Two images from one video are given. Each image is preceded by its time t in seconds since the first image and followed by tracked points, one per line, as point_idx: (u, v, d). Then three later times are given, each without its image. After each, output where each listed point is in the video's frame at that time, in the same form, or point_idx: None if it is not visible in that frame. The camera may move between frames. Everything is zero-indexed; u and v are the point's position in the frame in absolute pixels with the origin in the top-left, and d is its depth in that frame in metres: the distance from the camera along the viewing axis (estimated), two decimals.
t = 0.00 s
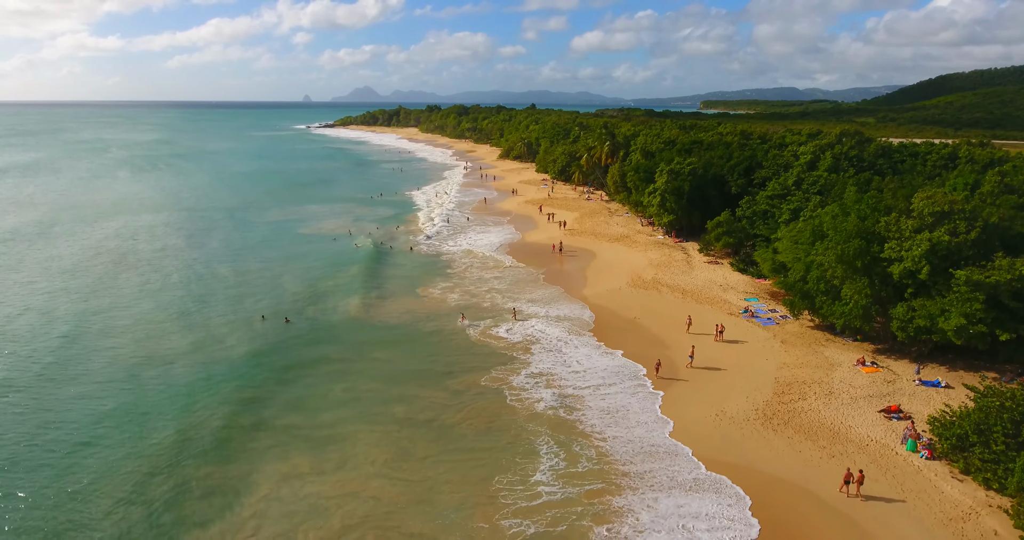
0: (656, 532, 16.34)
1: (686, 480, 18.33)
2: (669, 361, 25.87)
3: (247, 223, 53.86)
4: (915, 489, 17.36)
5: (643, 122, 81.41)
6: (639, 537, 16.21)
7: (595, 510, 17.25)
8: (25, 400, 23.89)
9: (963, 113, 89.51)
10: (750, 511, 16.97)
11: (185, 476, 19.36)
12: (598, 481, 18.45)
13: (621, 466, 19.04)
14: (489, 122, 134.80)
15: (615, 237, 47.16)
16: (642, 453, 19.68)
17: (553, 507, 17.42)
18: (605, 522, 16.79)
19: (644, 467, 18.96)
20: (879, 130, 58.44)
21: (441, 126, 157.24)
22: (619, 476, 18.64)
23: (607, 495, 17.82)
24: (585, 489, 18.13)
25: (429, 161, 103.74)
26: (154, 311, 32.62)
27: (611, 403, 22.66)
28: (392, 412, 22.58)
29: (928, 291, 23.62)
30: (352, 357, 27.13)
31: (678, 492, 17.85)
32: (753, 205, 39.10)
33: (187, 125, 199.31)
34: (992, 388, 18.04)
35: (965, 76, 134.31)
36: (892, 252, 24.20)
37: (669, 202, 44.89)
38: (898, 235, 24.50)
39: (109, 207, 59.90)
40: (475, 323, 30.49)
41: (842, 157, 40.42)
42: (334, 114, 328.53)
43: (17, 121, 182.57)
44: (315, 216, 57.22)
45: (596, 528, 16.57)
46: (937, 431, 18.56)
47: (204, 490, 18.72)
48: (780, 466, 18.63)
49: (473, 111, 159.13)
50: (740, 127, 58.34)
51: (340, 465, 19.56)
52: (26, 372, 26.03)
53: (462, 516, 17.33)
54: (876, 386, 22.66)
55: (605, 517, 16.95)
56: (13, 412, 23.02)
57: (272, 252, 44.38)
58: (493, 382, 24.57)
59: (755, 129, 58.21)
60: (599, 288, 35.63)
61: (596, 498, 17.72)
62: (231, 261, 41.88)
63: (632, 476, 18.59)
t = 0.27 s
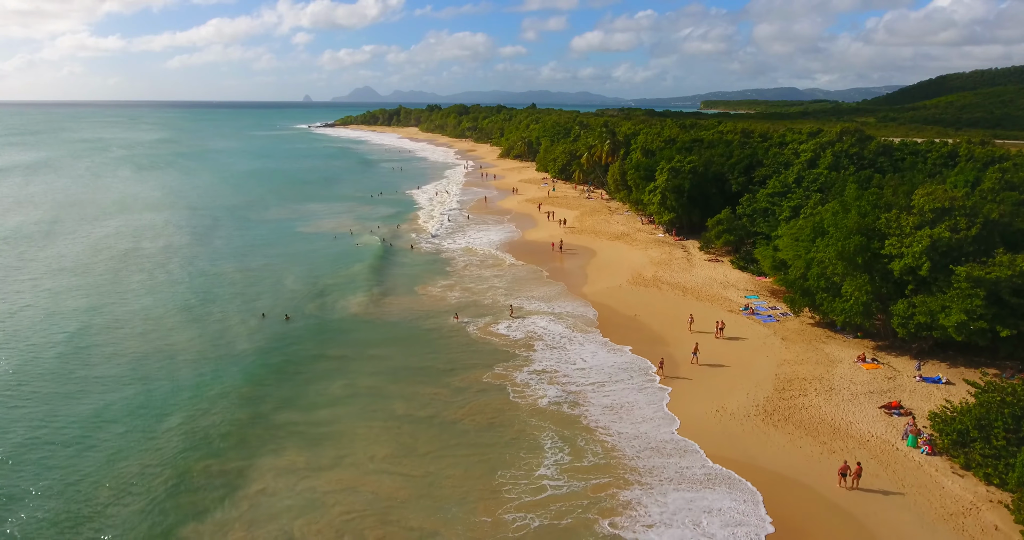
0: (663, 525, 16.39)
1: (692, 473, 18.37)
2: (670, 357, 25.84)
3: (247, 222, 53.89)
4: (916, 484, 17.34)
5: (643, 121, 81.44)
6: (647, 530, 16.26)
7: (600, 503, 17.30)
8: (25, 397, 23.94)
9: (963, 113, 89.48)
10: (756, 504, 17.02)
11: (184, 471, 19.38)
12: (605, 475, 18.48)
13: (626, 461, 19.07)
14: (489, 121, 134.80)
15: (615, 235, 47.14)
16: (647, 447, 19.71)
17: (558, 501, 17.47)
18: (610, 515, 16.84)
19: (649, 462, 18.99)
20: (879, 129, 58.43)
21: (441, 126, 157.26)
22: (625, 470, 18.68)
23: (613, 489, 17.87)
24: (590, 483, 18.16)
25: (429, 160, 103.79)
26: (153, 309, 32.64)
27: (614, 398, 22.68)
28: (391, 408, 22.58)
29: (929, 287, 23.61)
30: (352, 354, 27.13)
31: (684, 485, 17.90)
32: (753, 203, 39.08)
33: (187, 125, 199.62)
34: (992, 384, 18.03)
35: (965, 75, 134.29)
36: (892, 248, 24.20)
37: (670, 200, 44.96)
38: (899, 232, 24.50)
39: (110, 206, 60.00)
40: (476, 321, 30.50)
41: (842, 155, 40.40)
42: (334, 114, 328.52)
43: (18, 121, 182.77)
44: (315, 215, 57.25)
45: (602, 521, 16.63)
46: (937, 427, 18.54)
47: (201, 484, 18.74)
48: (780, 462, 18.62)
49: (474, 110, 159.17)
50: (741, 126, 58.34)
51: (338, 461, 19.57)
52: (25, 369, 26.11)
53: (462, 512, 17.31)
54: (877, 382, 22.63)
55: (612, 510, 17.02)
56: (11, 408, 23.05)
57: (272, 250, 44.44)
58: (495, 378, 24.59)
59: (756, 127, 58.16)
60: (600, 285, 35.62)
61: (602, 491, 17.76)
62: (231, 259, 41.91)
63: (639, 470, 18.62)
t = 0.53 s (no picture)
0: (669, 520, 16.44)
1: (696, 469, 18.42)
2: (671, 356, 25.85)
3: (247, 221, 53.90)
4: (917, 481, 17.34)
5: (644, 120, 81.40)
6: (651, 525, 16.34)
7: (604, 499, 17.37)
8: (25, 394, 23.97)
9: (963, 113, 89.46)
10: (761, 500, 17.08)
11: (185, 467, 19.41)
12: (609, 471, 18.55)
13: (630, 457, 19.13)
14: (489, 121, 134.80)
15: (616, 234, 47.14)
16: (651, 444, 19.77)
17: (562, 497, 17.55)
18: (614, 511, 16.90)
19: (654, 458, 19.03)
20: (880, 129, 58.41)
21: (441, 126, 157.30)
22: (629, 466, 18.72)
23: (617, 484, 17.93)
24: (594, 479, 18.24)
25: (429, 159, 103.82)
26: (153, 307, 32.69)
27: (617, 396, 22.72)
28: (390, 406, 22.58)
29: (930, 286, 23.62)
30: (352, 353, 27.13)
31: (689, 481, 17.95)
32: (754, 201, 39.10)
33: (187, 124, 200.36)
34: (993, 381, 18.02)
35: (965, 75, 134.35)
36: (892, 246, 24.21)
37: (670, 199, 45.00)
38: (899, 230, 24.52)
39: (110, 205, 60.07)
40: (476, 319, 30.51)
41: (843, 154, 40.40)
42: (334, 114, 328.72)
43: (18, 121, 182.81)
44: (315, 214, 57.26)
45: (606, 516, 16.71)
46: (938, 424, 18.54)
47: (201, 480, 18.78)
48: (782, 459, 18.63)
49: (474, 110, 159.15)
50: (741, 125, 58.32)
51: (337, 458, 19.59)
52: (25, 366, 26.16)
53: (461, 509, 17.30)
54: (877, 380, 22.64)
55: (616, 505, 17.09)
56: (12, 405, 23.12)
57: (272, 249, 44.50)
58: (496, 376, 24.61)
59: (757, 127, 58.15)
60: (600, 284, 35.65)
61: (605, 487, 17.83)
62: (231, 258, 41.96)
63: (643, 466, 18.68)
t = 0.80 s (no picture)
0: (674, 516, 16.50)
1: (701, 466, 18.45)
2: (672, 354, 25.83)
3: (247, 220, 53.92)
4: (918, 479, 17.31)
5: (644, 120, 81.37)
6: (653, 521, 16.42)
7: (607, 496, 17.41)
8: (25, 392, 24.03)
9: (964, 113, 89.41)
10: (765, 497, 17.10)
11: (183, 465, 19.46)
12: (612, 468, 18.58)
13: (633, 454, 19.16)
14: (490, 121, 134.81)
15: (617, 233, 47.14)
16: (653, 440, 19.80)
17: (565, 493, 17.59)
18: (617, 507, 16.96)
19: (657, 455, 19.07)
20: (880, 128, 58.36)
21: (441, 125, 157.36)
22: (632, 463, 18.76)
23: (621, 481, 17.98)
24: (598, 476, 18.27)
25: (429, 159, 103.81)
26: (153, 306, 32.76)
27: (619, 394, 22.71)
28: (389, 405, 22.57)
29: (931, 284, 23.59)
30: (351, 352, 27.10)
31: (692, 478, 17.98)
32: (754, 200, 39.07)
33: (187, 123, 200.49)
34: (994, 379, 18.00)
35: (965, 75, 134.34)
36: (893, 245, 24.19)
37: (671, 198, 45.02)
38: (900, 228, 24.51)
39: (111, 205, 60.18)
40: (477, 318, 30.52)
41: (843, 153, 40.37)
42: (335, 114, 328.88)
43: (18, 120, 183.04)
44: (316, 213, 57.29)
45: (611, 513, 16.76)
46: (939, 422, 18.52)
47: (200, 477, 18.81)
48: (782, 457, 18.61)
49: (474, 109, 159.14)
50: (742, 125, 58.27)
51: (336, 456, 19.61)
52: (26, 365, 26.24)
53: (461, 507, 17.28)
54: (878, 378, 22.61)
55: (620, 502, 17.15)
56: (12, 403, 23.19)
57: (272, 248, 44.53)
58: (497, 374, 24.62)
59: (758, 126, 58.11)
60: (601, 283, 35.65)
61: (608, 484, 17.87)
62: (231, 257, 42.04)
63: (646, 463, 18.71)
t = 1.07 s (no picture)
0: (678, 514, 16.48)
1: (704, 463, 18.45)
2: (673, 353, 25.76)
3: (247, 219, 53.92)
4: (920, 477, 17.25)
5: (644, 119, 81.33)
6: (656, 518, 16.43)
7: (609, 493, 17.42)
8: (25, 391, 24.03)
9: (965, 112, 89.33)
10: (768, 494, 17.07)
11: (181, 463, 19.45)
12: (615, 465, 18.58)
13: (636, 452, 19.14)
14: (490, 120, 134.78)
15: (617, 232, 47.09)
16: (655, 438, 19.80)
17: (568, 490, 17.62)
18: (620, 504, 16.98)
19: (660, 452, 19.07)
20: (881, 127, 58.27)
21: (441, 125, 157.36)
22: (635, 460, 18.77)
23: (625, 478, 17.99)
24: (600, 473, 18.28)
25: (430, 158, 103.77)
26: (153, 304, 32.75)
27: (620, 392, 22.65)
28: (388, 403, 22.53)
29: (932, 282, 23.51)
30: (350, 350, 27.06)
31: (695, 476, 17.96)
32: (755, 199, 39.00)
33: (188, 123, 200.64)
34: (996, 377, 17.95)
35: (965, 75, 134.30)
36: (894, 243, 24.11)
37: (671, 197, 45.02)
38: (901, 226, 24.44)
39: (111, 204, 60.21)
40: (476, 316, 30.51)
41: (844, 152, 40.30)
42: (335, 113, 329.01)
43: (18, 120, 183.08)
44: (316, 213, 57.28)
45: (614, 509, 16.78)
46: (941, 420, 18.47)
47: (199, 475, 18.80)
48: (783, 456, 18.56)
49: (475, 109, 159.11)
50: (742, 124, 58.18)
51: (335, 454, 19.58)
52: (25, 364, 26.24)
53: (461, 504, 17.23)
54: (879, 377, 22.55)
55: (623, 499, 17.15)
56: (12, 402, 23.19)
57: (272, 247, 44.54)
58: (498, 373, 24.60)
59: (758, 125, 58.05)
60: (601, 281, 35.61)
61: (611, 481, 17.87)
62: (230, 256, 42.03)
63: (649, 460, 18.68)
